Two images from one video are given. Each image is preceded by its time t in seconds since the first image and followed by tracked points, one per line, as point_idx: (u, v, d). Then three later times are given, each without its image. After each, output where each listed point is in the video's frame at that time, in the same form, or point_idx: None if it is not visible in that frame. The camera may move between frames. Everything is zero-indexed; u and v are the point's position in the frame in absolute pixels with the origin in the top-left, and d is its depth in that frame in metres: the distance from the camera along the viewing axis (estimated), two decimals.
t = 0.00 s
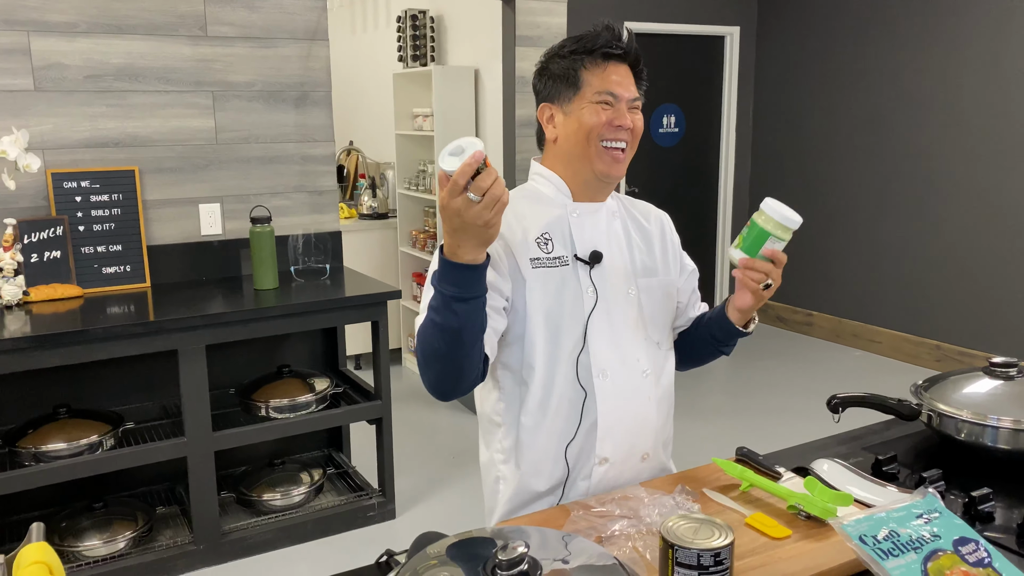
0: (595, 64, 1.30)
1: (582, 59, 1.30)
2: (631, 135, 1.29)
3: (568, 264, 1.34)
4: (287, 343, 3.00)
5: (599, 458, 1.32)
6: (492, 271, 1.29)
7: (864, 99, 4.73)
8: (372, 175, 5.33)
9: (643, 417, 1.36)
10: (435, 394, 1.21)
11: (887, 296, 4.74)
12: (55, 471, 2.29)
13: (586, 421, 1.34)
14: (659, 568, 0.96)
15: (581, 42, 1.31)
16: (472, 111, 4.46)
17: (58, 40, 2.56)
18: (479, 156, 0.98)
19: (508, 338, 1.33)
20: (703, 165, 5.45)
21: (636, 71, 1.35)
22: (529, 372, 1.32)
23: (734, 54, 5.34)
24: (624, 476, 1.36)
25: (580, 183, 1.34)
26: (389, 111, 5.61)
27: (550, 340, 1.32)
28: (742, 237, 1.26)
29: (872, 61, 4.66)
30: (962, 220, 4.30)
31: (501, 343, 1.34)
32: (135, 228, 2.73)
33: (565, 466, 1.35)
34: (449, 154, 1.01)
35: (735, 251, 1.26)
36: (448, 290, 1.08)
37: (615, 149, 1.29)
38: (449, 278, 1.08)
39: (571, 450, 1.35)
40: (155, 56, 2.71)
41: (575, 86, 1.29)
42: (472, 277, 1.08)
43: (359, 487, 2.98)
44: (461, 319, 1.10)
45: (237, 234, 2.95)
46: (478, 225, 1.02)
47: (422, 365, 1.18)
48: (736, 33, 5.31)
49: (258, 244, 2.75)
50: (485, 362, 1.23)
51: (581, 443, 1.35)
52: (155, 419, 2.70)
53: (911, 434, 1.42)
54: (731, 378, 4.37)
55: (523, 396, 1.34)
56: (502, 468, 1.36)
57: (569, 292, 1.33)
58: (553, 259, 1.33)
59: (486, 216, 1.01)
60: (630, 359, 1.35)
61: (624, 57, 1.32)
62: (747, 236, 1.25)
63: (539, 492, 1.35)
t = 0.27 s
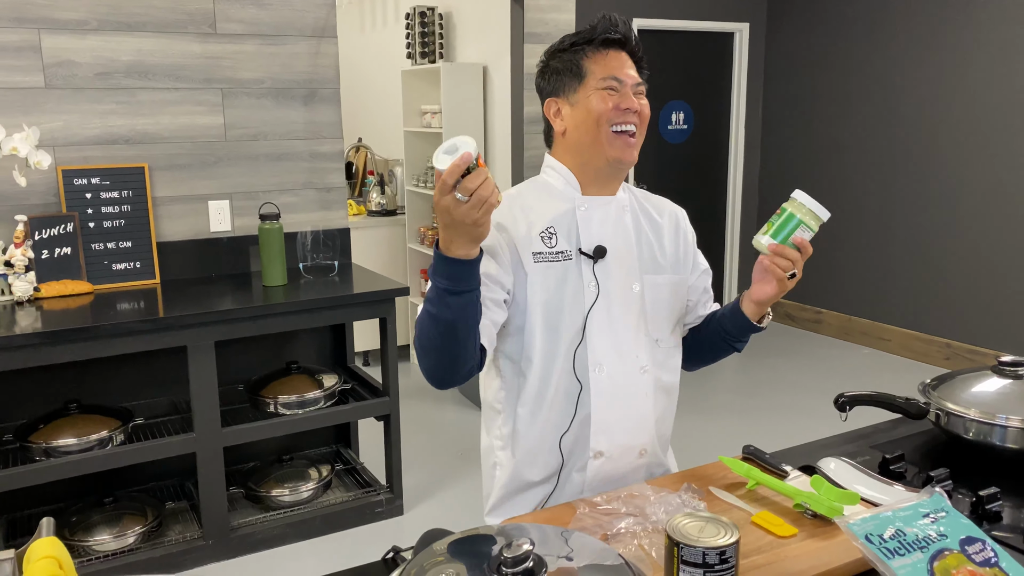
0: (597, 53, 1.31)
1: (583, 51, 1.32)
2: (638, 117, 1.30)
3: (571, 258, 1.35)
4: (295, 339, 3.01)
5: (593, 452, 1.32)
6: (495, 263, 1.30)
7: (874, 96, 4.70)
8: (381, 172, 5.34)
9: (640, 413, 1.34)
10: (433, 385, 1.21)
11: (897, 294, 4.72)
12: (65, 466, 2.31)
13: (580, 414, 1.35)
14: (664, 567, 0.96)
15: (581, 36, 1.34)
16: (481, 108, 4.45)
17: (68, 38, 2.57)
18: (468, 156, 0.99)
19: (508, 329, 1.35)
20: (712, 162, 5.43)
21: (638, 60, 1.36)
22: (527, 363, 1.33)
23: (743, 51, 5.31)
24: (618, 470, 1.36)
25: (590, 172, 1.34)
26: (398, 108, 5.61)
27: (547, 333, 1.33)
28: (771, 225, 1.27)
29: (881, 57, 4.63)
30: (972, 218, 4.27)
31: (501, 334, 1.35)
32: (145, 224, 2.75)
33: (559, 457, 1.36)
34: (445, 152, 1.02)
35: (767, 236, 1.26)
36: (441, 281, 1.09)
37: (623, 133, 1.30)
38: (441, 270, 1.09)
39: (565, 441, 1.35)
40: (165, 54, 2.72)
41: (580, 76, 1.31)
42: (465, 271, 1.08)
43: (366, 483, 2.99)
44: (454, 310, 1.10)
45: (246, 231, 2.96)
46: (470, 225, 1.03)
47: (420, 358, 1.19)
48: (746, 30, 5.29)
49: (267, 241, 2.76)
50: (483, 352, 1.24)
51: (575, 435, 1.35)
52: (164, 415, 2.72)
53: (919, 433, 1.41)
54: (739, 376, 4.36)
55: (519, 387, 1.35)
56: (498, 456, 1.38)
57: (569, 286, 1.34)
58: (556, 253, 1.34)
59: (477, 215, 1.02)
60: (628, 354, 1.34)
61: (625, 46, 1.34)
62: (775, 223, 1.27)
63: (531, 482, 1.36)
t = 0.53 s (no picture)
0: (648, 66, 1.26)
1: (634, 60, 1.27)
2: (681, 140, 1.26)
3: (583, 269, 1.36)
4: (306, 336, 3.02)
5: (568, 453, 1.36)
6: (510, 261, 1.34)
7: (886, 93, 4.67)
8: (392, 169, 5.36)
9: (622, 429, 1.36)
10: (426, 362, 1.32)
11: (909, 293, 4.69)
12: (79, 462, 2.33)
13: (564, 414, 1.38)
14: (672, 565, 0.96)
15: (636, 42, 1.28)
16: (491, 106, 4.46)
17: (82, 36, 2.59)
18: (453, 189, 1.04)
19: (512, 322, 1.39)
20: (723, 159, 5.41)
21: (694, 73, 1.31)
22: (523, 359, 1.37)
23: (755, 48, 5.29)
24: (591, 472, 1.39)
25: (622, 185, 1.32)
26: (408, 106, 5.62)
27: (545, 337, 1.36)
28: (779, 276, 1.16)
29: (894, 55, 4.60)
30: (985, 216, 4.24)
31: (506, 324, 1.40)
32: (157, 222, 2.77)
33: (540, 448, 1.40)
34: (442, 172, 1.08)
35: (768, 290, 1.16)
36: (433, 287, 1.17)
37: (663, 154, 1.26)
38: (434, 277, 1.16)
39: (547, 437, 1.39)
40: (177, 52, 2.74)
41: (626, 88, 1.27)
42: (456, 283, 1.16)
43: (377, 479, 3.00)
44: (443, 313, 1.18)
45: (258, 228, 2.98)
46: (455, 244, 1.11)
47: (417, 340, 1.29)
48: (757, 27, 5.26)
49: (278, 239, 2.77)
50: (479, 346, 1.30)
51: (556, 433, 1.39)
52: (176, 411, 2.74)
53: (930, 432, 1.40)
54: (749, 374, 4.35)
55: (512, 379, 1.39)
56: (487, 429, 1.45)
57: (573, 295, 1.36)
58: (568, 263, 1.35)
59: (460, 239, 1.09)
60: (619, 371, 1.35)
61: (682, 60, 1.28)
62: (785, 274, 1.15)
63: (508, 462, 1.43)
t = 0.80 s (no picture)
0: (630, 66, 1.25)
1: (617, 59, 1.27)
2: (659, 139, 1.27)
3: (566, 251, 1.37)
4: (318, 335, 3.03)
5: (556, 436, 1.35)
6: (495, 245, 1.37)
7: (900, 90, 4.63)
8: (403, 168, 5.36)
9: (607, 409, 1.35)
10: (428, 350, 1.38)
11: (923, 291, 4.65)
12: (93, 459, 2.35)
13: (551, 396, 1.38)
14: (683, 565, 0.95)
15: (620, 40, 1.27)
16: (502, 105, 4.45)
17: (95, 36, 2.61)
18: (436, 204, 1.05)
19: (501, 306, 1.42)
20: (736, 157, 5.38)
21: (679, 71, 1.30)
22: (512, 343, 1.40)
23: (767, 46, 5.26)
24: (583, 460, 1.37)
25: (603, 180, 1.34)
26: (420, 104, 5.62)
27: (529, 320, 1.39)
28: (727, 276, 1.12)
29: (908, 51, 4.56)
30: (1000, 214, 4.20)
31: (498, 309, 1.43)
32: (170, 221, 2.78)
33: (531, 433, 1.41)
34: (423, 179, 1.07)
35: (714, 287, 1.12)
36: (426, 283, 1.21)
37: (640, 152, 1.28)
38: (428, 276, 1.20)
39: (536, 421, 1.40)
40: (189, 51, 2.75)
41: (608, 86, 1.27)
42: (447, 276, 1.19)
43: (388, 478, 3.00)
44: (436, 308, 1.22)
45: (270, 227, 2.99)
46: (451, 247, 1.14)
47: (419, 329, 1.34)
48: (770, 24, 5.23)
49: (290, 238, 2.78)
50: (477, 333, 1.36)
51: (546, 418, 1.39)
52: (189, 410, 2.75)
53: (945, 432, 1.39)
54: (762, 373, 4.33)
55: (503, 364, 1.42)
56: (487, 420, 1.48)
57: (556, 278, 1.37)
58: (550, 245, 1.37)
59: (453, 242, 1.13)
60: (602, 352, 1.35)
61: (665, 57, 1.27)
62: (734, 274, 1.12)
63: (505, 451, 1.44)
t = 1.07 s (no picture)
0: (559, 58, 1.34)
1: (546, 52, 1.35)
2: (593, 121, 1.33)
3: (519, 243, 1.42)
4: (331, 334, 3.04)
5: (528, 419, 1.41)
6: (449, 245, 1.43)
7: (913, 87, 4.60)
8: (415, 169, 5.38)
9: (572, 389, 1.40)
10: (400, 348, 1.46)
11: (937, 290, 4.62)
12: (108, 458, 2.37)
13: (520, 383, 1.43)
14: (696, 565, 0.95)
15: (546, 38, 1.36)
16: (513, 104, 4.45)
17: (109, 39, 2.63)
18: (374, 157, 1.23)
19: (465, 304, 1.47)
20: (748, 156, 5.36)
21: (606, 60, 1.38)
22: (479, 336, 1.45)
23: (779, 44, 5.23)
24: (558, 441, 1.42)
25: (546, 170, 1.39)
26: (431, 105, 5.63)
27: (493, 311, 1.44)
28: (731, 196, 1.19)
29: (921, 48, 4.52)
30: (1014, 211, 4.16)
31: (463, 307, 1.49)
32: (183, 221, 2.80)
33: (507, 421, 1.46)
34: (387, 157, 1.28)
35: (724, 208, 1.18)
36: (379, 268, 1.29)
37: (577, 136, 1.33)
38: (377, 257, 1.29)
39: (509, 409, 1.45)
40: (202, 53, 2.77)
41: (541, 79, 1.34)
42: (391, 252, 1.26)
43: (400, 477, 3.01)
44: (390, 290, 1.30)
45: (282, 228, 3.00)
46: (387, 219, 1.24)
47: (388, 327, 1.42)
48: (782, 22, 5.20)
49: (302, 238, 2.80)
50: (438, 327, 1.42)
51: (519, 404, 1.44)
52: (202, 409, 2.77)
53: (959, 431, 1.38)
54: (774, 372, 4.31)
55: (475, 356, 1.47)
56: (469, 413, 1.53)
57: (515, 269, 1.42)
58: (504, 239, 1.42)
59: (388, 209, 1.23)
60: (564, 335, 1.40)
61: (590, 48, 1.35)
62: (737, 197, 1.19)
63: (487, 439, 1.49)
